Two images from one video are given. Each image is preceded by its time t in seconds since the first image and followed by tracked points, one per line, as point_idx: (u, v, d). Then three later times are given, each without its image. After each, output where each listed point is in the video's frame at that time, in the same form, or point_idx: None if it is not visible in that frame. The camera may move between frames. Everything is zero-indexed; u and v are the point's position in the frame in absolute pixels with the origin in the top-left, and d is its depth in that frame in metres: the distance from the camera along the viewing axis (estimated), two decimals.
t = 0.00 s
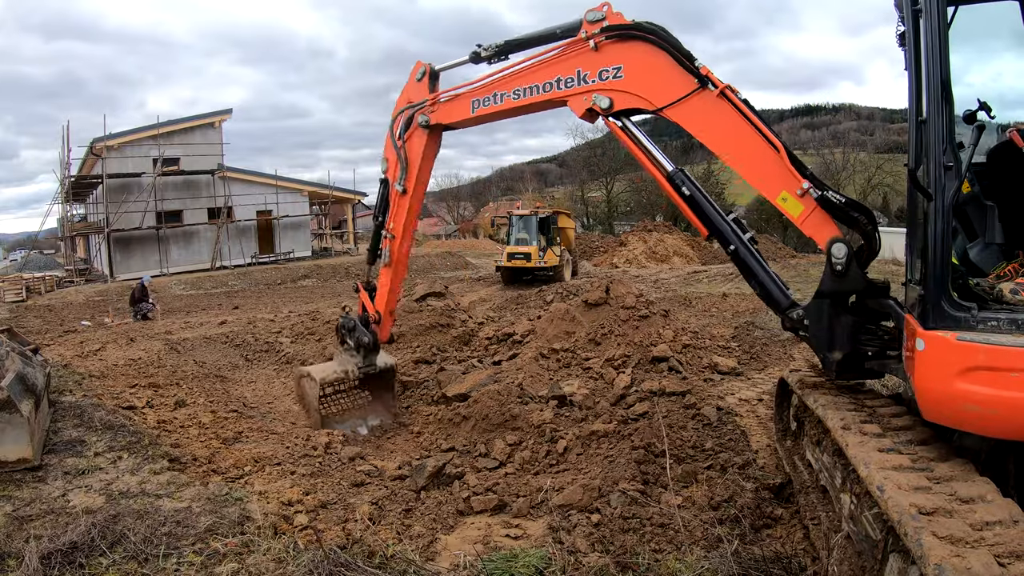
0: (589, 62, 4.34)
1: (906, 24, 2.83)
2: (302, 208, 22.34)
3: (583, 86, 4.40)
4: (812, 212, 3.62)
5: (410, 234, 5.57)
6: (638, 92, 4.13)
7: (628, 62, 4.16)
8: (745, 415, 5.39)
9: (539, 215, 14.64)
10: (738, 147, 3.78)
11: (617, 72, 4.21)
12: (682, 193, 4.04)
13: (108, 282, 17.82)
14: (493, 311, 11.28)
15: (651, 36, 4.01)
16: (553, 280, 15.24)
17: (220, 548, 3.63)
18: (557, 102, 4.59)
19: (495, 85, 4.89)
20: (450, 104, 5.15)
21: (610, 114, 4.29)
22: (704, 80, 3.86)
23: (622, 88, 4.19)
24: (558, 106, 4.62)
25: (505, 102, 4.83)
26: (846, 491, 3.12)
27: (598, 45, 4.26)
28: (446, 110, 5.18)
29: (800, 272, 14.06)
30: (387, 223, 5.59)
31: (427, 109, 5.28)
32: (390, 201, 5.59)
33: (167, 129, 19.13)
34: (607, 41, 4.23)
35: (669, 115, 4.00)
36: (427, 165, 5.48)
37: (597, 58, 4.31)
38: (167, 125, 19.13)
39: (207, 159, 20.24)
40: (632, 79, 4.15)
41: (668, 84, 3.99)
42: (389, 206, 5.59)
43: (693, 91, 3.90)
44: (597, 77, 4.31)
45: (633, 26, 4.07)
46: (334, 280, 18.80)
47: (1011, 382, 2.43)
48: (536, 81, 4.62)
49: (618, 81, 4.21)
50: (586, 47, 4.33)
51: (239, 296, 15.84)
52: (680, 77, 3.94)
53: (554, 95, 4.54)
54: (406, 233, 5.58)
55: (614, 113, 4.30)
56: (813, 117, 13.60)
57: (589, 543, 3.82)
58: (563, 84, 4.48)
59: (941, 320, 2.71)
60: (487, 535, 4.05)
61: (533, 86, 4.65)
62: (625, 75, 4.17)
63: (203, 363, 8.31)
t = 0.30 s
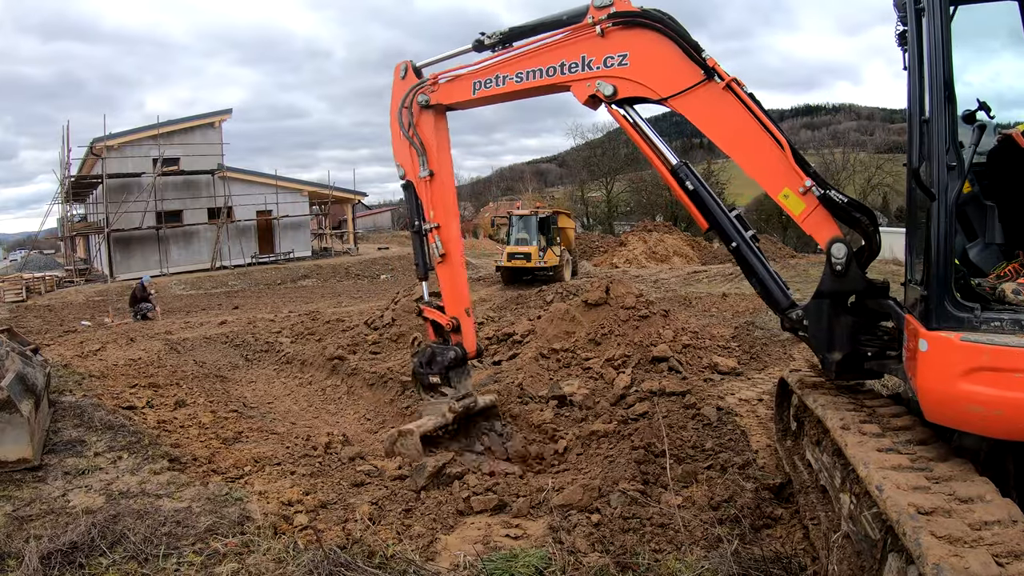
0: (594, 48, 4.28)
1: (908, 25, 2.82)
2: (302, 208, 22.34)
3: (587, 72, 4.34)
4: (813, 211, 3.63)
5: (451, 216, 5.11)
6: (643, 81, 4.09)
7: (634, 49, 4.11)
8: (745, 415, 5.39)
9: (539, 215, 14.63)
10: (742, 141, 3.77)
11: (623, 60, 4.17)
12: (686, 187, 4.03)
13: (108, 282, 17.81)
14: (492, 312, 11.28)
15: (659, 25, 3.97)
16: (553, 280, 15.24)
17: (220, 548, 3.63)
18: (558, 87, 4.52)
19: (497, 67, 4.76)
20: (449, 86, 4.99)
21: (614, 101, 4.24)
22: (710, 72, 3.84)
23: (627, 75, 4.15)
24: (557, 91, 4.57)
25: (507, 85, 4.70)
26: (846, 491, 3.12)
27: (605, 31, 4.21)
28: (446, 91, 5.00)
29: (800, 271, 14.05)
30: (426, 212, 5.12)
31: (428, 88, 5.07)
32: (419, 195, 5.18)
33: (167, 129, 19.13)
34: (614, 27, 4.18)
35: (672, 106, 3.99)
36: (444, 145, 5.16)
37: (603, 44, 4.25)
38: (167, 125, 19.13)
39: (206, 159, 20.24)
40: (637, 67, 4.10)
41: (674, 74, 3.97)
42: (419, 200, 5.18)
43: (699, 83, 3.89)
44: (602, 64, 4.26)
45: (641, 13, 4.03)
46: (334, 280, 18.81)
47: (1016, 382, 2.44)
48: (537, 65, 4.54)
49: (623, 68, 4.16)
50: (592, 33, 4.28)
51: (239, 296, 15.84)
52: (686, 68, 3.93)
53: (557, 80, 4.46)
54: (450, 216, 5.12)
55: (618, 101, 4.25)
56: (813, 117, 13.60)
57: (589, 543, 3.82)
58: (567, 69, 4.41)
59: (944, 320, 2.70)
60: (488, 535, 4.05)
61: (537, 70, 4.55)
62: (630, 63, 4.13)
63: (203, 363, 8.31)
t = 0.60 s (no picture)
0: (593, 49, 4.32)
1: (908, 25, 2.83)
2: (302, 208, 22.34)
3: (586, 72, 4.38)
4: (812, 211, 3.62)
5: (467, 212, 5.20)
6: (642, 81, 4.11)
7: (632, 50, 4.15)
8: (745, 415, 5.39)
9: (539, 215, 14.64)
10: (741, 140, 3.76)
11: (621, 60, 4.19)
12: (685, 188, 4.02)
13: (108, 282, 17.81)
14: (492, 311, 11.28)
15: (657, 26, 4.00)
16: (553, 280, 15.25)
17: (220, 548, 3.63)
18: (557, 88, 4.56)
19: (497, 68, 4.81)
20: (450, 87, 5.09)
21: (613, 101, 4.26)
22: (709, 73, 3.86)
23: (625, 76, 4.18)
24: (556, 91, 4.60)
25: (508, 85, 4.75)
26: (844, 490, 3.12)
27: (602, 31, 4.24)
28: (445, 91, 5.12)
29: (800, 272, 14.06)
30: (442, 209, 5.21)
31: (426, 89, 5.20)
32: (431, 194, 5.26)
33: (167, 129, 19.14)
34: (612, 27, 4.21)
35: (672, 106, 4.00)
36: (449, 144, 5.29)
37: (601, 45, 4.28)
38: (167, 125, 19.14)
39: (206, 160, 20.24)
40: (636, 67, 4.13)
41: (672, 74, 3.99)
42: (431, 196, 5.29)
43: (698, 84, 3.90)
44: (601, 64, 4.29)
45: (639, 13, 4.07)
46: (334, 280, 18.80)
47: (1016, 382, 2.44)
48: (535, 65, 4.59)
49: (622, 68, 4.19)
50: (591, 32, 4.32)
51: (239, 296, 15.84)
52: (684, 68, 3.94)
53: (556, 80, 4.50)
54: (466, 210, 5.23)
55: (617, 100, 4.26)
56: (813, 117, 13.63)
57: (589, 543, 3.82)
58: (566, 69, 4.45)
59: (943, 320, 2.70)
60: (487, 535, 4.05)
61: (537, 70, 4.59)
62: (629, 63, 4.16)
63: (203, 363, 8.31)
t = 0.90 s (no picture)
0: (752, 18, 4.45)
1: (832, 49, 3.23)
2: (302, 208, 22.35)
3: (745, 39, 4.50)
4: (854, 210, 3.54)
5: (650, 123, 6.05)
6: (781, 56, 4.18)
7: (779, 26, 4.26)
8: (745, 415, 5.39)
9: (539, 215, 14.63)
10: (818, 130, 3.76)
11: (770, 35, 4.31)
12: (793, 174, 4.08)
13: (108, 282, 17.81)
14: (492, 311, 11.27)
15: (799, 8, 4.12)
16: (553, 280, 15.24)
17: (220, 548, 3.63)
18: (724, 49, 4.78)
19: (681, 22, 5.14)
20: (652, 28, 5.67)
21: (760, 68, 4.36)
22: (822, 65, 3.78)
23: (772, 49, 4.29)
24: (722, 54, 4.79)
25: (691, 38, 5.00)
26: (845, 490, 3.12)
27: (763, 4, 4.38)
28: (654, 19, 5.70)
29: (799, 272, 14.05)
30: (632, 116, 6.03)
31: (641, 14, 5.85)
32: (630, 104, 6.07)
33: (167, 129, 19.14)
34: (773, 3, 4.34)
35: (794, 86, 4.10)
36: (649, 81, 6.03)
37: (759, 17, 4.41)
38: (167, 125, 19.14)
39: (206, 160, 20.24)
40: (779, 44, 4.24)
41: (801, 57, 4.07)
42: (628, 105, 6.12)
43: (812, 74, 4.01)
44: (756, 33, 4.40)
45: None
46: (334, 280, 18.80)
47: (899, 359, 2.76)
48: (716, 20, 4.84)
49: (769, 42, 4.30)
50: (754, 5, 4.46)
51: (239, 296, 15.84)
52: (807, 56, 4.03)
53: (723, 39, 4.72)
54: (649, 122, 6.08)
55: (763, 70, 4.39)
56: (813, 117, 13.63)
57: (589, 543, 3.82)
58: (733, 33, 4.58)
59: (855, 305, 3.16)
60: (487, 535, 4.05)
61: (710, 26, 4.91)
62: (778, 37, 4.26)
63: (203, 363, 8.31)
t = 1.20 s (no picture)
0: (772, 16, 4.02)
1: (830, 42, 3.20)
2: (302, 208, 22.35)
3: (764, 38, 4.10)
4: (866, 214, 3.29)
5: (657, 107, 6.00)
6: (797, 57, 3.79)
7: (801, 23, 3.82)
8: (745, 415, 5.39)
9: (539, 215, 14.63)
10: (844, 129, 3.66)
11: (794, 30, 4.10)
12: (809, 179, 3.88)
13: (108, 282, 17.81)
14: (492, 311, 11.28)
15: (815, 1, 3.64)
16: (553, 280, 15.24)
17: (220, 548, 3.63)
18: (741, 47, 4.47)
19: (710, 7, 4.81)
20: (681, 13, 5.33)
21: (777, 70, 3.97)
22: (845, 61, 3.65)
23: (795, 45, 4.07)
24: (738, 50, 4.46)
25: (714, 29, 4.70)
26: (844, 489, 3.12)
27: None
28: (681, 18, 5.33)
29: (799, 272, 14.05)
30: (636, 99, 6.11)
31: (667, 10, 5.48)
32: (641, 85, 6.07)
33: (167, 129, 19.14)
34: None
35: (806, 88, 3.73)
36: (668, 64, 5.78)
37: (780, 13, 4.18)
38: (167, 125, 19.14)
39: (206, 159, 20.24)
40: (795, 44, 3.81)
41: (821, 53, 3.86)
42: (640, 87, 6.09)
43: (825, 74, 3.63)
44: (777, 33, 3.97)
45: None
46: (334, 280, 18.81)
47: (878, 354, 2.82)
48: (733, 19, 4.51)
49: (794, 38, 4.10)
50: None
51: (239, 296, 15.84)
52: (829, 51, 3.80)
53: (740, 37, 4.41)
54: (653, 109, 5.99)
55: (781, 69, 3.96)
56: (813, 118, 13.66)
57: (589, 543, 3.82)
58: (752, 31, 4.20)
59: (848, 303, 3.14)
60: (487, 535, 4.05)
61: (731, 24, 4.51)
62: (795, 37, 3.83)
63: (203, 363, 8.31)
